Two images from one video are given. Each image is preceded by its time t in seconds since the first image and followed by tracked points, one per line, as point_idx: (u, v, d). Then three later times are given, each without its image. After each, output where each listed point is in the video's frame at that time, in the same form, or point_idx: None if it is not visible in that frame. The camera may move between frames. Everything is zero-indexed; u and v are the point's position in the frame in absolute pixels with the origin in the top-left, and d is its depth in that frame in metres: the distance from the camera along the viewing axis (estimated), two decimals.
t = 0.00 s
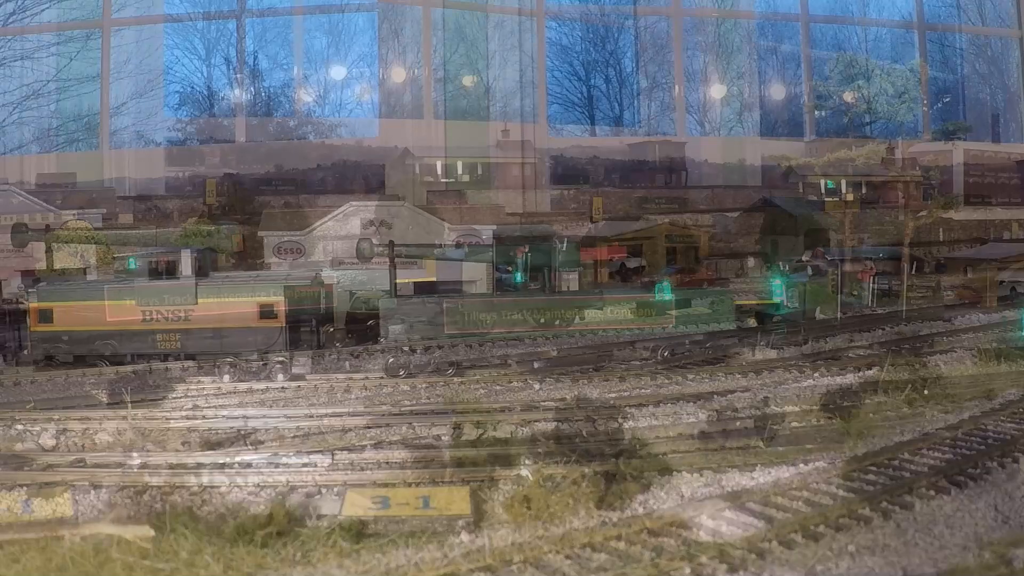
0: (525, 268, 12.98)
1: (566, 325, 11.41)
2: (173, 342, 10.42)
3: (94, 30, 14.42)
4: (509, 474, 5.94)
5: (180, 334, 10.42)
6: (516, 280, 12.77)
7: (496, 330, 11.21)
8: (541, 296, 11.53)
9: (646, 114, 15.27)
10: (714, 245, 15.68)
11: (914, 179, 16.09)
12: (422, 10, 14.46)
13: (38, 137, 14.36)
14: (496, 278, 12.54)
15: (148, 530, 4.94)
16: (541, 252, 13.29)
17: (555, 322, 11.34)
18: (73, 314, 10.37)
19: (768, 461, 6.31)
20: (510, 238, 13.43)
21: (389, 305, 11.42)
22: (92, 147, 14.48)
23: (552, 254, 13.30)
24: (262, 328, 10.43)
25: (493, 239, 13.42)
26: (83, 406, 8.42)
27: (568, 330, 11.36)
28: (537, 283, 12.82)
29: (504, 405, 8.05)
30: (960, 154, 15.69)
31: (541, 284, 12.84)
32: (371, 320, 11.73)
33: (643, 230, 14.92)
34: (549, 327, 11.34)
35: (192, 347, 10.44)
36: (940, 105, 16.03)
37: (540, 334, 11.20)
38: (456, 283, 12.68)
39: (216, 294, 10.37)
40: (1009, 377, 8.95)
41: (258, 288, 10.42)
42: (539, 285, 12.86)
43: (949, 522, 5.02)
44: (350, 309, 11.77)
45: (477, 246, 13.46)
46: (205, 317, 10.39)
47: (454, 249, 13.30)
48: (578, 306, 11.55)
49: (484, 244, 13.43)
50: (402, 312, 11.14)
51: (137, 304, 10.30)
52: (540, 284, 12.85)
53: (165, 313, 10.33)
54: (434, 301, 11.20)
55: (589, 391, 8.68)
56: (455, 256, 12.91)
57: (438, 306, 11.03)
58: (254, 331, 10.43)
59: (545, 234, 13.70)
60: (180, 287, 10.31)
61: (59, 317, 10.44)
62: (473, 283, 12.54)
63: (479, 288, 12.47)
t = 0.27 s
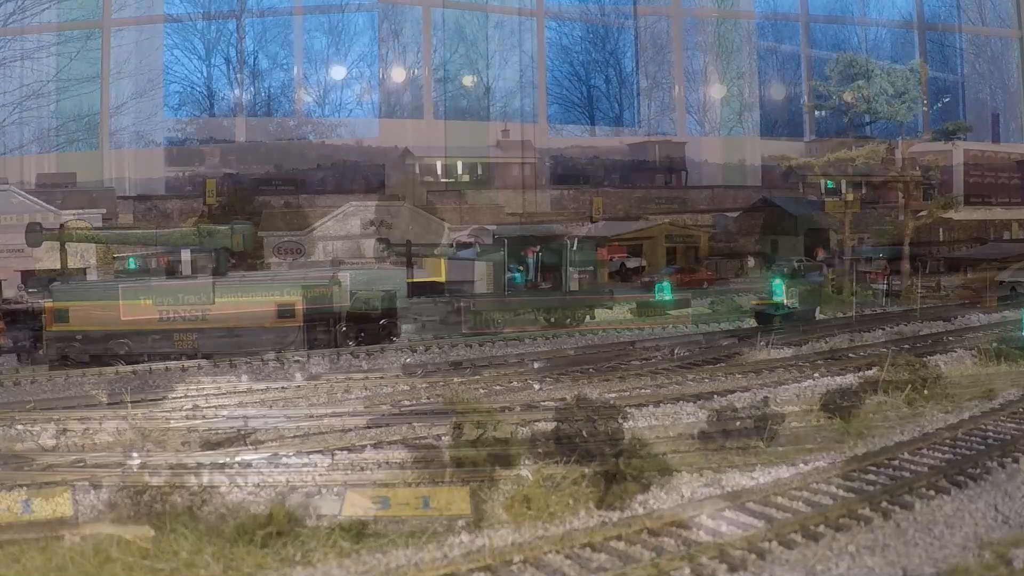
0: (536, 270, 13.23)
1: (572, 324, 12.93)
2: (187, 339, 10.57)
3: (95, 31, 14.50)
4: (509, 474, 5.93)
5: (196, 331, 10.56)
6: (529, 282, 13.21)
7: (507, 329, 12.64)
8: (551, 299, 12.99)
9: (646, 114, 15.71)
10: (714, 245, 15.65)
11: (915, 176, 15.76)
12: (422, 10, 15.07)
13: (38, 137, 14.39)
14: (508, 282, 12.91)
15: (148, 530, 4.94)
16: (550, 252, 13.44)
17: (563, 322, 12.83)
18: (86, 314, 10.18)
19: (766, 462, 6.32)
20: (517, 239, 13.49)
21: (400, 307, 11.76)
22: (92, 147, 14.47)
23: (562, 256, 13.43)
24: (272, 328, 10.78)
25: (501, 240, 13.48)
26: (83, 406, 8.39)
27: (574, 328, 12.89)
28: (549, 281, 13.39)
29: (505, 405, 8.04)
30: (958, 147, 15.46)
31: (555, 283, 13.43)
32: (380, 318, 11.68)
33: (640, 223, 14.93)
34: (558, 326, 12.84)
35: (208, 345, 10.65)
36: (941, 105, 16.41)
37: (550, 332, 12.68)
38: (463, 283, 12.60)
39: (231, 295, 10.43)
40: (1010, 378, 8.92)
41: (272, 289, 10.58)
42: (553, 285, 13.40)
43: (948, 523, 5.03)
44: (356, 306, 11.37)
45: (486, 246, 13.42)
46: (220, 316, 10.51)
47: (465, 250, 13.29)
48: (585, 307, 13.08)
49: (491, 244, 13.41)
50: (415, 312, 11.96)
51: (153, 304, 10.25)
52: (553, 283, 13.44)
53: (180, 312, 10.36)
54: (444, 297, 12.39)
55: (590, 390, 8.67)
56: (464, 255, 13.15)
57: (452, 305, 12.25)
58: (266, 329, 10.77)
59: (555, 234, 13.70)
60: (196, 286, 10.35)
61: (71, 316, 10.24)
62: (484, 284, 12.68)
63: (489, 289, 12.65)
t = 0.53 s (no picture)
0: (546, 271, 14.37)
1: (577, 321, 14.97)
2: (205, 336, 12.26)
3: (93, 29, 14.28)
4: (509, 473, 5.94)
5: (210, 330, 12.08)
6: (538, 281, 14.44)
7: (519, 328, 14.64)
8: (562, 300, 14.81)
9: (646, 115, 13.99)
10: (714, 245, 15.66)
11: (915, 175, 15.31)
12: (422, 9, 13.04)
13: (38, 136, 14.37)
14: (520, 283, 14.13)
15: (149, 530, 4.96)
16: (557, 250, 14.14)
17: (571, 320, 14.90)
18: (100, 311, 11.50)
19: (766, 461, 6.33)
20: (527, 238, 13.71)
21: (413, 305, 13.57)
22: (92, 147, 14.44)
23: (570, 255, 14.10)
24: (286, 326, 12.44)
25: (514, 242, 13.62)
26: (83, 406, 8.38)
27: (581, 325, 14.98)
28: (553, 278, 14.65)
29: (506, 404, 8.05)
30: (963, 143, 14.96)
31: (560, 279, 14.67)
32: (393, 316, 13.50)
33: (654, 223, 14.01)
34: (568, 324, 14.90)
35: (221, 340, 12.22)
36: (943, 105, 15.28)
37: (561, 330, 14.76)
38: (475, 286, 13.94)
39: (241, 294, 12.00)
40: (1011, 379, 8.94)
41: (278, 287, 12.09)
42: (561, 284, 14.73)
43: (948, 522, 5.03)
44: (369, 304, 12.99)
45: (496, 244, 13.72)
46: (231, 313, 12.01)
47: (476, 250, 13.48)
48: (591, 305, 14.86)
49: (501, 241, 13.59)
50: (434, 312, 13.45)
51: (169, 303, 11.78)
52: (559, 279, 14.70)
53: (193, 309, 11.86)
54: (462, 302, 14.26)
55: (590, 389, 8.66)
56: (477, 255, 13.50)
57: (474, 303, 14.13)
58: (280, 329, 12.43)
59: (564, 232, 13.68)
60: (208, 286, 11.89)
61: (87, 315, 11.73)
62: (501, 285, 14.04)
63: (502, 288, 14.09)
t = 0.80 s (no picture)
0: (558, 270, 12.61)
1: (591, 322, 12.98)
2: (219, 337, 10.79)
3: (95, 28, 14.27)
4: (510, 473, 5.94)
5: (223, 330, 10.68)
6: (549, 281, 12.63)
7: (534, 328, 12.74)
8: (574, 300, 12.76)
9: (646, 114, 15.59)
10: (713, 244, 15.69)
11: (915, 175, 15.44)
12: (422, 10, 14.20)
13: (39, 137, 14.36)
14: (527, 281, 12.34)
15: (148, 531, 4.96)
16: (571, 250, 12.66)
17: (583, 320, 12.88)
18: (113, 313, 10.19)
19: (765, 462, 6.36)
20: (538, 237, 12.35)
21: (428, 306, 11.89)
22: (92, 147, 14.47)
23: (582, 254, 12.67)
24: (296, 324, 11.03)
25: (524, 240, 12.20)
26: (83, 406, 8.36)
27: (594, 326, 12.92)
28: (569, 279, 12.74)
29: (506, 404, 8.05)
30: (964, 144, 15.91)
31: (575, 279, 12.78)
32: (403, 316, 11.77)
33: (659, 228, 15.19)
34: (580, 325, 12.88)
35: (234, 344, 10.85)
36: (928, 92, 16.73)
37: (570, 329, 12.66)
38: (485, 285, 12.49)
39: (256, 292, 10.65)
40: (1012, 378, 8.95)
41: (292, 287, 10.83)
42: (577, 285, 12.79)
43: (948, 523, 5.03)
44: (383, 305, 11.49)
45: (505, 243, 12.36)
46: (246, 313, 10.62)
47: (487, 251, 12.50)
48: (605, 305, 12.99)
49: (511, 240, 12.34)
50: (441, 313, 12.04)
51: (182, 303, 10.37)
52: (574, 280, 12.77)
53: (208, 310, 10.45)
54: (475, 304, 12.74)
55: (591, 388, 8.68)
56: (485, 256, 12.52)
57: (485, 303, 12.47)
58: (292, 328, 11.09)
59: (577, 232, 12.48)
60: (222, 284, 10.47)
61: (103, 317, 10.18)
62: (509, 282, 12.15)
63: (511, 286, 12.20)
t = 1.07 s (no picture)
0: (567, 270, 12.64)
1: (599, 321, 12.97)
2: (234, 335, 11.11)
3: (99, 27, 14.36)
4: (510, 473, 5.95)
5: (235, 329, 10.86)
6: (558, 280, 12.62)
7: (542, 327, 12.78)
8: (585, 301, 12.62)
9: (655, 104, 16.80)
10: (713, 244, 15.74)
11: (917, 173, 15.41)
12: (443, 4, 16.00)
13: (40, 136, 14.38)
14: (540, 280, 12.19)
15: (148, 530, 4.96)
16: (580, 249, 12.68)
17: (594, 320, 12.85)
18: (127, 311, 10.03)
19: (765, 462, 6.37)
20: (549, 236, 12.25)
21: (439, 305, 11.73)
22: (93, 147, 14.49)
23: (593, 253, 12.63)
24: (308, 322, 11.11)
25: (536, 239, 12.04)
26: (83, 406, 8.35)
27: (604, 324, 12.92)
28: (579, 279, 12.76)
29: (506, 404, 8.06)
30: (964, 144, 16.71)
31: (584, 279, 12.79)
32: (415, 315, 11.69)
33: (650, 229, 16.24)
34: (588, 324, 12.90)
35: (247, 342, 10.85)
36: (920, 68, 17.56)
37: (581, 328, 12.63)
38: (496, 284, 12.31)
39: (270, 291, 10.61)
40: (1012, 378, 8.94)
41: (305, 287, 10.79)
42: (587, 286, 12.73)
43: (949, 522, 5.03)
44: (396, 304, 11.42)
45: (517, 243, 12.18)
46: (260, 312, 10.59)
47: (499, 251, 12.33)
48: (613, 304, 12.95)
49: (522, 239, 12.19)
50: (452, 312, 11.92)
51: (197, 302, 10.27)
52: (583, 279, 12.79)
53: (222, 309, 10.38)
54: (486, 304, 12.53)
55: (591, 387, 8.70)
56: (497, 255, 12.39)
57: (496, 302, 12.35)
58: (304, 326, 11.13)
59: (586, 231, 12.44)
60: (237, 283, 10.41)
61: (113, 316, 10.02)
62: (522, 281, 12.00)
63: (523, 285, 12.04)
